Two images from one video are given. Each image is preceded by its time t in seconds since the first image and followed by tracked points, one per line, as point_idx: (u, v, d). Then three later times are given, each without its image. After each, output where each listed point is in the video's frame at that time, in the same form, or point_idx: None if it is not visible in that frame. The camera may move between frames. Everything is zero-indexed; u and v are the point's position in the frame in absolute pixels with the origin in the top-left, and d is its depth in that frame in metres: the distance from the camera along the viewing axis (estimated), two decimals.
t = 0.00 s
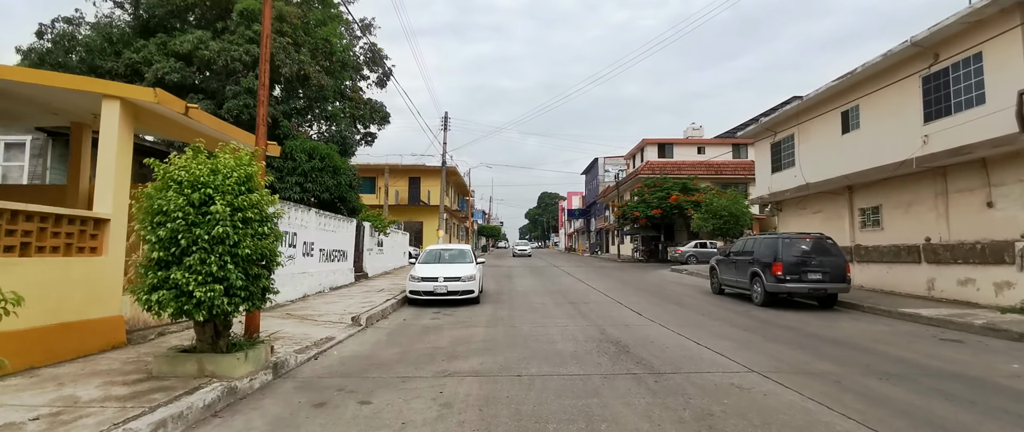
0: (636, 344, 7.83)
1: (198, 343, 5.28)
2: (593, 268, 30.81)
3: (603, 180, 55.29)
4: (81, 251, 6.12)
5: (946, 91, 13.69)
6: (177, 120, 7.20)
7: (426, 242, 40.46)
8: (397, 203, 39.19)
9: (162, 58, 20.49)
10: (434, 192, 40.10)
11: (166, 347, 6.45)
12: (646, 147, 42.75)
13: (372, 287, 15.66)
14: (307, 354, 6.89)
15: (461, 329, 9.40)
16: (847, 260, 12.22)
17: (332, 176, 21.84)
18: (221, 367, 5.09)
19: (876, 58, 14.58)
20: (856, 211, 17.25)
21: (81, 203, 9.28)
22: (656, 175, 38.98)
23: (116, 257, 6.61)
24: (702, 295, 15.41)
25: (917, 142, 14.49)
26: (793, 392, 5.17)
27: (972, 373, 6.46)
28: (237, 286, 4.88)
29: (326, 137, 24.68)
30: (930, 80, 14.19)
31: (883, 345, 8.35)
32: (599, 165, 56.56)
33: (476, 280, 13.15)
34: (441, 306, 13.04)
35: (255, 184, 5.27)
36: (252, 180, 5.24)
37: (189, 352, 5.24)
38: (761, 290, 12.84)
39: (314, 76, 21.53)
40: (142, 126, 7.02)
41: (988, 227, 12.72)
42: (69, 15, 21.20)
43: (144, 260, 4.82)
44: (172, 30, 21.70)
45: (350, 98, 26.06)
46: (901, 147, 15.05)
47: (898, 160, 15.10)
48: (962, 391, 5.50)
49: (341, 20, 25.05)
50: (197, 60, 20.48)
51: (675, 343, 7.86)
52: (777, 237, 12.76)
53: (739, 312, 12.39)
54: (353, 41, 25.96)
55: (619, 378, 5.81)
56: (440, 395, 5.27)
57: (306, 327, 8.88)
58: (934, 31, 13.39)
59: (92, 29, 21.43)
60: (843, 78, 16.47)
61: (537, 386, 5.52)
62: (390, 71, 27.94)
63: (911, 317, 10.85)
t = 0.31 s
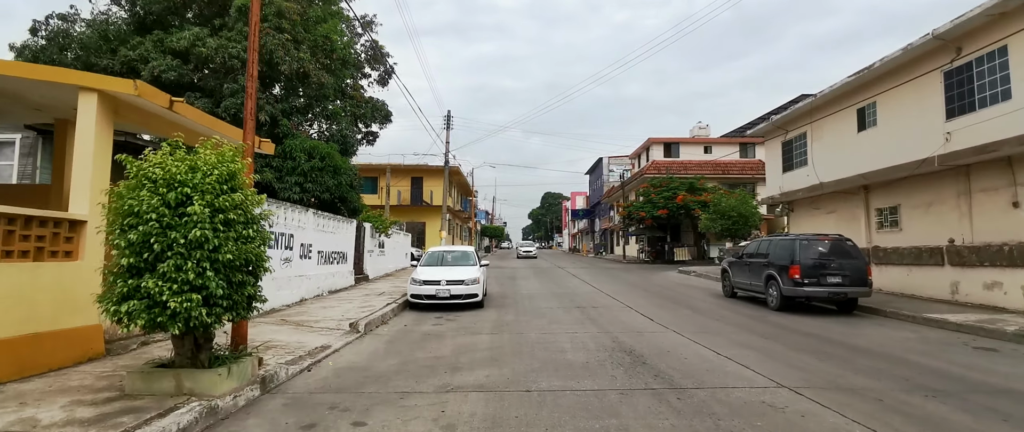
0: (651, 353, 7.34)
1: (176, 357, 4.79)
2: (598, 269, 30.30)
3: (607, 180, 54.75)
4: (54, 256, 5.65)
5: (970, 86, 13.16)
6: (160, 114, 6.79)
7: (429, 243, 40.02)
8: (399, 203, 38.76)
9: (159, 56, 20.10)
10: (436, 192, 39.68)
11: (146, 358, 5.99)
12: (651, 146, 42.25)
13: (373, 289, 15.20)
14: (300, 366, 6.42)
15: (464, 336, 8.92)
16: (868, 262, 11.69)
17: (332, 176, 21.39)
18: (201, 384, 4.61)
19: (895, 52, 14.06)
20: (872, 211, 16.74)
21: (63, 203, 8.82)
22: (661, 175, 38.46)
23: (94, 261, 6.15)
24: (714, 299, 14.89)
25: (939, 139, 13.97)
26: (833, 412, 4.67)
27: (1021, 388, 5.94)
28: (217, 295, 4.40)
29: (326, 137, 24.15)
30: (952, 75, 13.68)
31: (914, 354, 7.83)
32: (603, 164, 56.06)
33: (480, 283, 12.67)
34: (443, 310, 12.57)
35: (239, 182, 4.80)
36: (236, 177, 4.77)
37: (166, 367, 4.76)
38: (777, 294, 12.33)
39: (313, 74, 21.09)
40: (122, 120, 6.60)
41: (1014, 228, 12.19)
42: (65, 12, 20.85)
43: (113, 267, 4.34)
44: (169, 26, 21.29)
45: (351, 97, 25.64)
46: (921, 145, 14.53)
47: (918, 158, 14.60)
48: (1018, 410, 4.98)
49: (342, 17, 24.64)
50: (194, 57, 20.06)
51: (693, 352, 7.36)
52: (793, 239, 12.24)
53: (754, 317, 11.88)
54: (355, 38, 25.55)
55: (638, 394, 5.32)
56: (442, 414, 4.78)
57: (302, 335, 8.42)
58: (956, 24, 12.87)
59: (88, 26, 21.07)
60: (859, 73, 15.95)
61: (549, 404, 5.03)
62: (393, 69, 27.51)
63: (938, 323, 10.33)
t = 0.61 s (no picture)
0: (671, 360, 6.86)
1: (155, 368, 4.34)
2: (604, 270, 29.79)
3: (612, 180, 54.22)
4: (28, 256, 5.21)
5: (994, 80, 12.63)
6: (145, 104, 6.39)
7: (432, 243, 39.58)
8: (403, 203, 38.33)
9: (159, 52, 19.70)
10: (440, 192, 39.24)
11: (128, 367, 5.56)
12: (657, 145, 41.72)
13: (375, 290, 14.75)
14: (294, 374, 5.98)
15: (470, 342, 8.46)
16: (892, 263, 11.18)
17: (334, 175, 20.90)
18: (181, 399, 4.16)
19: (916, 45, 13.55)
20: (890, 210, 16.24)
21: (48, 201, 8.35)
22: (668, 174, 37.93)
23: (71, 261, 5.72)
24: (727, 301, 14.39)
25: (963, 135, 13.44)
26: None
27: None
28: (198, 300, 3.95)
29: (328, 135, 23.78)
30: (976, 68, 13.14)
31: (950, 361, 7.34)
32: (608, 164, 55.54)
33: (486, 284, 12.22)
34: (448, 312, 12.13)
35: (224, 175, 4.35)
36: (220, 170, 4.32)
37: (144, 379, 4.31)
38: (794, 296, 11.82)
39: (315, 71, 20.68)
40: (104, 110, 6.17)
41: None
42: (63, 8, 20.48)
43: (81, 269, 3.90)
44: (169, 23, 20.89)
45: (354, 94, 25.22)
46: (944, 141, 14.01)
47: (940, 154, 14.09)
48: None
49: (344, 14, 24.21)
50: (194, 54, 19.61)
51: (715, 359, 6.88)
52: (812, 239, 11.74)
53: (771, 320, 11.39)
54: (357, 35, 25.13)
55: (663, 408, 4.85)
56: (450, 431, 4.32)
57: (299, 340, 7.98)
58: (981, 15, 12.34)
59: (86, 22, 20.68)
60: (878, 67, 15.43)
61: (567, 420, 4.57)
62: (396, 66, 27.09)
63: (968, 327, 9.82)
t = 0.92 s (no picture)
0: (689, 365, 6.43)
1: (126, 378, 3.92)
2: (608, 270, 29.38)
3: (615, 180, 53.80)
4: None
5: (1015, 73, 12.18)
6: (123, 90, 5.97)
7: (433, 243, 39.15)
8: (404, 202, 37.93)
9: (154, 47, 19.25)
10: (441, 191, 38.83)
11: (104, 374, 5.14)
12: (661, 143, 41.27)
13: (375, 291, 14.32)
14: (285, 381, 5.56)
15: (473, 345, 8.04)
16: (912, 262, 10.74)
17: (334, 173, 20.42)
18: (153, 413, 3.73)
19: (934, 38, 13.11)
20: (905, 208, 15.81)
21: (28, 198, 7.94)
22: (671, 173, 37.50)
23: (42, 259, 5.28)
24: (737, 301, 13.95)
25: (983, 130, 12.99)
26: None
27: None
28: (170, 302, 3.52)
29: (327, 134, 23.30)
30: (996, 61, 12.69)
31: (985, 366, 6.91)
32: (611, 163, 55.11)
33: (489, 284, 11.79)
34: (450, 313, 11.70)
35: (203, 163, 3.93)
36: (198, 157, 3.90)
37: (114, 389, 3.89)
38: (809, 297, 11.37)
39: (314, 67, 20.26)
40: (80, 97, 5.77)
41: None
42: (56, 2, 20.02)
43: (40, 266, 3.49)
44: (165, 18, 20.47)
45: (354, 91, 24.77)
46: (962, 137, 13.57)
47: (958, 150, 13.66)
48: None
49: (344, 9, 23.78)
50: (190, 50, 19.17)
51: (736, 364, 6.45)
52: (828, 237, 11.30)
53: (786, 321, 10.95)
54: (357, 31, 24.71)
55: (687, 420, 4.42)
56: None
57: (293, 343, 7.55)
58: (1002, 6, 11.89)
59: (80, 17, 20.22)
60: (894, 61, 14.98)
61: None
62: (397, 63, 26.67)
63: (994, 329, 9.38)
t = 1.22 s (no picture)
0: (713, 379, 5.97)
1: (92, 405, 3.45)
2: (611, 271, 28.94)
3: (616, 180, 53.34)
4: None
5: None
6: (103, 81, 5.51)
7: (434, 244, 38.70)
8: (404, 203, 37.49)
9: (148, 44, 18.80)
10: (441, 191, 38.38)
11: (77, 393, 4.67)
12: (664, 143, 40.83)
13: (374, 295, 13.86)
14: (277, 399, 5.09)
15: (479, 355, 7.57)
16: (937, 267, 10.30)
17: (333, 174, 19.88)
18: None
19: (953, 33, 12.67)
20: (920, 209, 15.43)
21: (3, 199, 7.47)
22: (675, 173, 37.04)
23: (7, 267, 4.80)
24: (749, 306, 13.50)
25: (1005, 128, 12.55)
26: None
27: None
28: (138, 321, 3.06)
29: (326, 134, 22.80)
30: (1017, 57, 12.25)
31: None
32: (613, 163, 54.64)
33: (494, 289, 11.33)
34: (453, 319, 11.24)
35: (180, 160, 3.46)
36: (174, 153, 3.44)
37: (79, 417, 3.43)
38: (828, 302, 10.91)
39: (313, 64, 19.80)
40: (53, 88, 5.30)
41: None
42: None
43: None
44: (160, 14, 20.02)
45: (354, 90, 24.35)
46: (982, 136, 13.14)
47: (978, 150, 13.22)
48: None
49: (343, 6, 23.34)
50: (185, 47, 18.71)
51: (764, 378, 5.99)
52: (847, 240, 10.86)
53: (804, 327, 10.49)
54: (356, 29, 24.27)
55: None
56: None
57: (287, 354, 7.08)
58: None
59: (73, 13, 19.77)
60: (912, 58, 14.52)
61: None
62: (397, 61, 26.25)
63: None
